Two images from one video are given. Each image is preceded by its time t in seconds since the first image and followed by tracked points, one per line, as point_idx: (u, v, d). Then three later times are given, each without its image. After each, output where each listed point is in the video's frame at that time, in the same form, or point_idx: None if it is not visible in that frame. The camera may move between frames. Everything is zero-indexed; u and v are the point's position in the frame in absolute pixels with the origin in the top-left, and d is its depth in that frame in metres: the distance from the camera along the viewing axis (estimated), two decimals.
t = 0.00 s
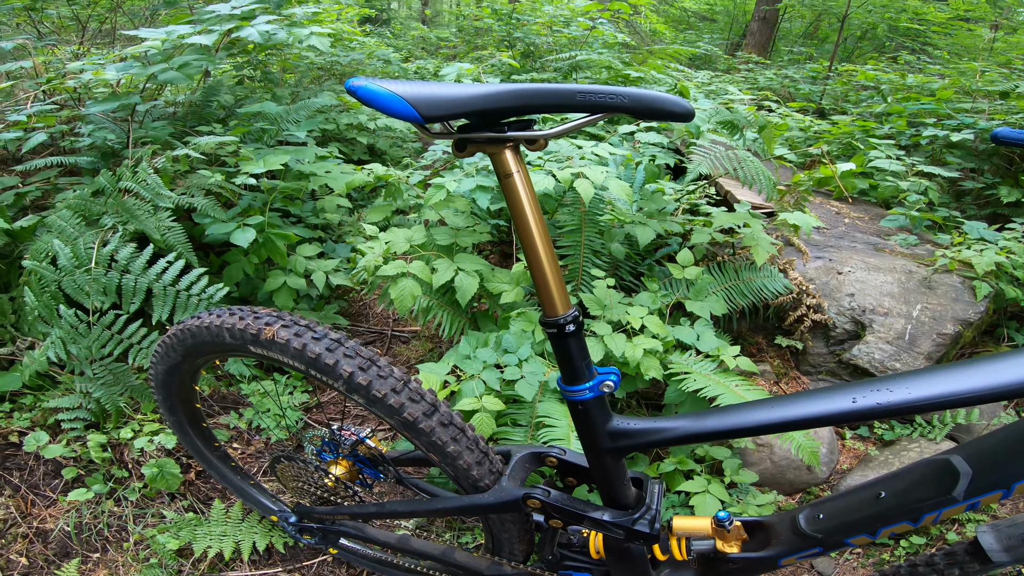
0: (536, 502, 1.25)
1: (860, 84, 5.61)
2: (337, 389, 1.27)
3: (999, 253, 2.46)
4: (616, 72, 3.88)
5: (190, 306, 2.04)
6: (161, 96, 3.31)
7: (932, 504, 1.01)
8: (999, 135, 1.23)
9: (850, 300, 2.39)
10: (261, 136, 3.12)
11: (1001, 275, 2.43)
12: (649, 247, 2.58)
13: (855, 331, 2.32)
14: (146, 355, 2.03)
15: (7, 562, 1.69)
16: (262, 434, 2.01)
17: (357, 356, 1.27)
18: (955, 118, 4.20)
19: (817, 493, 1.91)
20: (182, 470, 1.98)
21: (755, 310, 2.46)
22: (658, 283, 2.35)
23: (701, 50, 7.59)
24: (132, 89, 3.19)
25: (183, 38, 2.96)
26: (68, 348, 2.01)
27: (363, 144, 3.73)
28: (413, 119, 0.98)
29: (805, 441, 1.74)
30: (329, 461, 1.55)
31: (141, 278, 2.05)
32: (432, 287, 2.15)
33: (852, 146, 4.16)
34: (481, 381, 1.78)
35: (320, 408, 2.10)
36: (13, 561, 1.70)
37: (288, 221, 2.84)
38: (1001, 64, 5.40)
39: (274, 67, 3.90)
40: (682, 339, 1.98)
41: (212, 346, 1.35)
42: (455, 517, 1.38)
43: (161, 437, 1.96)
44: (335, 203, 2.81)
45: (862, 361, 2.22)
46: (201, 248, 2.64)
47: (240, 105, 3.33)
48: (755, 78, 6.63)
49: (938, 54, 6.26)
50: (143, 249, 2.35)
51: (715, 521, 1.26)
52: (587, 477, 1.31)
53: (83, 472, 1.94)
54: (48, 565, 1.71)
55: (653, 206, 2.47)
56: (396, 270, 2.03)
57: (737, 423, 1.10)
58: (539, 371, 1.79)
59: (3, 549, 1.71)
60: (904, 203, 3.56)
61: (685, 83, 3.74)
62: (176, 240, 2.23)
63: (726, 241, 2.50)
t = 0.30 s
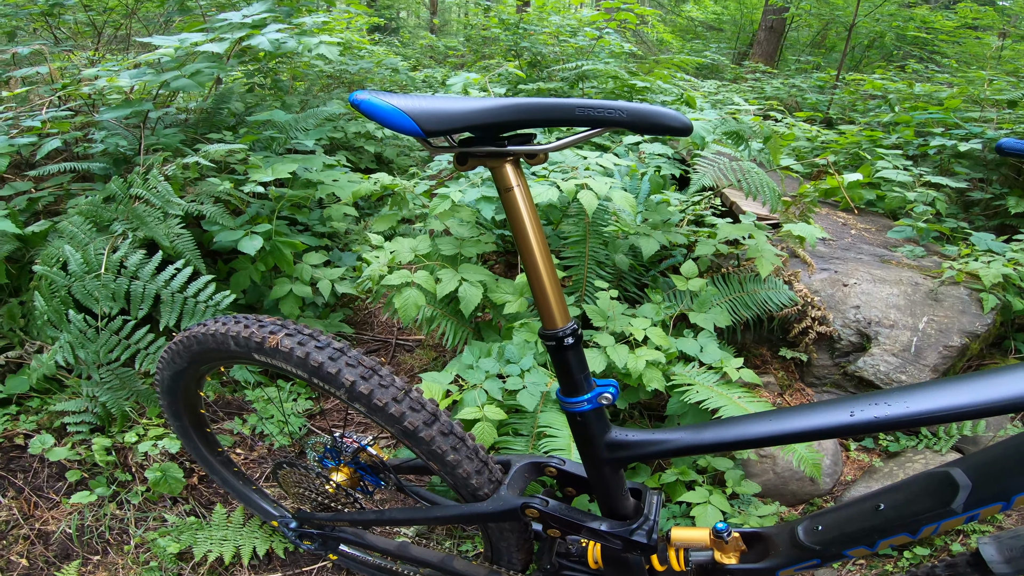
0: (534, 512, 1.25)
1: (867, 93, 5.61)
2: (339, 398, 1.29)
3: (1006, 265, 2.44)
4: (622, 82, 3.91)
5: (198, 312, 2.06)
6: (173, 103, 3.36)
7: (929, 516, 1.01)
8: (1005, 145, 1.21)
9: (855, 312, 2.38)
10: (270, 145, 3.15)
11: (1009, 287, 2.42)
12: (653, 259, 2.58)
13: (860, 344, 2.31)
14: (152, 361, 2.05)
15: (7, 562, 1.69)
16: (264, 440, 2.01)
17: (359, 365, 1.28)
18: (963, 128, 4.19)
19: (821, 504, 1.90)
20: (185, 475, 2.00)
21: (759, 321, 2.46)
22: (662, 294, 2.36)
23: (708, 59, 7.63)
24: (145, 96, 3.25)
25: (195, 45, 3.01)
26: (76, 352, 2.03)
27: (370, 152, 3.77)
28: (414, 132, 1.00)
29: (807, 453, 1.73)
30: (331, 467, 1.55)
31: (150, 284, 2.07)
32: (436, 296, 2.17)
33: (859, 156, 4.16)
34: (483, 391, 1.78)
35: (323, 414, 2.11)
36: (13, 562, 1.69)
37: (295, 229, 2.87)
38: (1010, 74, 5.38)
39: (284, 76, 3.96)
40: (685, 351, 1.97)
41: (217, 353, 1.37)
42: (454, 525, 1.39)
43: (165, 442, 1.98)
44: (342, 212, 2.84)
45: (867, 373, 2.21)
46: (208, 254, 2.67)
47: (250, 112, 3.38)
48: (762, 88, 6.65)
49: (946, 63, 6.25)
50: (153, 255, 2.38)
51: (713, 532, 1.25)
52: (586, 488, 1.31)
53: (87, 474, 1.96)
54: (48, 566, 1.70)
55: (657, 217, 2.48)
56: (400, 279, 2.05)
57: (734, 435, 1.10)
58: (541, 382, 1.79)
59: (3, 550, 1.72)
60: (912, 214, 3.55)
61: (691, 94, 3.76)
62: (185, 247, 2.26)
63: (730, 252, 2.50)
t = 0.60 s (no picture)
0: (534, 521, 1.24)
1: (874, 100, 5.60)
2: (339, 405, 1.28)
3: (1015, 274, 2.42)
4: (628, 89, 3.91)
5: (201, 317, 2.06)
6: (181, 107, 3.39)
7: (936, 526, 0.99)
8: (1012, 153, 1.20)
9: (862, 321, 2.36)
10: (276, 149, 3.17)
11: (1017, 296, 2.39)
12: (658, 267, 2.57)
13: (867, 353, 2.29)
14: (155, 364, 2.05)
15: (4, 564, 1.68)
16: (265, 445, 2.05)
17: (360, 371, 1.28)
18: (971, 135, 4.17)
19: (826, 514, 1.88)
20: (185, 478, 1.99)
21: (764, 330, 2.44)
22: (667, 302, 2.35)
23: (714, 66, 7.64)
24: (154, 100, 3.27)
25: (204, 49, 3.03)
26: (80, 355, 2.04)
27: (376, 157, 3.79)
28: (416, 138, 1.00)
29: (812, 462, 1.70)
30: (331, 473, 1.55)
31: (154, 288, 2.08)
32: (439, 303, 2.16)
33: (865, 163, 4.15)
34: (485, 399, 1.77)
35: (325, 420, 2.11)
36: (10, 563, 1.68)
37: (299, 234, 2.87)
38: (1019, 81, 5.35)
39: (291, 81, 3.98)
40: (689, 359, 1.96)
41: (218, 358, 1.36)
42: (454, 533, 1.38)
43: (166, 446, 1.99)
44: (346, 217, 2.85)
45: (873, 383, 2.19)
46: (213, 258, 2.67)
47: (257, 117, 3.40)
48: (768, 95, 6.65)
49: (954, 70, 6.23)
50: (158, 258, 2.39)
51: (716, 543, 1.22)
52: (587, 497, 1.30)
53: (87, 477, 1.95)
54: (46, 568, 1.69)
55: (662, 224, 2.47)
56: (403, 286, 2.04)
57: (738, 445, 1.09)
58: (544, 390, 1.77)
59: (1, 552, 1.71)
60: (919, 222, 3.53)
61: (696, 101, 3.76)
62: (190, 251, 2.26)
63: (735, 260, 2.49)
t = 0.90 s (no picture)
0: (536, 527, 1.24)
1: (879, 106, 5.59)
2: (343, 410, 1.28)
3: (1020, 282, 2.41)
4: (632, 95, 3.93)
5: (206, 321, 2.07)
6: (188, 111, 3.41)
7: (938, 533, 0.98)
8: (1016, 161, 1.20)
9: (866, 329, 2.36)
10: (282, 154, 3.19)
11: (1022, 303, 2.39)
12: (661, 274, 2.58)
13: (871, 361, 2.28)
14: (160, 368, 2.06)
15: (6, 565, 1.69)
16: (269, 448, 2.03)
17: (364, 378, 1.28)
18: (976, 142, 4.16)
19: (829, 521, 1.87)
20: (188, 481, 2.00)
21: (768, 338, 2.44)
22: (670, 309, 2.35)
23: (718, 72, 7.65)
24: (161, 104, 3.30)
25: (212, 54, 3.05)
26: (85, 358, 2.05)
27: (381, 162, 3.81)
28: (422, 147, 1.00)
29: (815, 469, 1.70)
30: (333, 478, 1.55)
31: (160, 292, 2.09)
32: (443, 309, 2.17)
33: (870, 170, 4.15)
34: (488, 405, 1.78)
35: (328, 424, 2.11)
36: (12, 564, 1.69)
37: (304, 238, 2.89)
38: None
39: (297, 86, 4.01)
40: (692, 366, 1.96)
41: (224, 363, 1.37)
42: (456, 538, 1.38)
43: (169, 449, 1.99)
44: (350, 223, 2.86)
45: (877, 391, 2.18)
46: (218, 262, 2.69)
47: (263, 122, 3.42)
48: (772, 101, 6.65)
49: (959, 75, 6.22)
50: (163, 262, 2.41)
51: (717, 549, 1.21)
52: (589, 503, 1.30)
53: (90, 479, 1.96)
54: (47, 569, 1.70)
55: (666, 231, 2.48)
56: (408, 292, 2.05)
57: (740, 453, 1.09)
58: (547, 397, 1.78)
59: (3, 553, 1.72)
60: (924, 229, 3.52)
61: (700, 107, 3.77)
62: (196, 255, 2.28)
63: (739, 268, 2.49)
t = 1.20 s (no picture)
0: (535, 526, 1.24)
1: (881, 109, 5.59)
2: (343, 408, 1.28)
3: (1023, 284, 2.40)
4: (634, 97, 3.94)
5: (207, 320, 2.07)
6: (191, 112, 3.42)
7: (942, 533, 0.97)
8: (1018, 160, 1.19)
9: (867, 331, 2.35)
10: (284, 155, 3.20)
11: None
12: (662, 276, 2.57)
13: (872, 363, 2.28)
14: (160, 367, 2.06)
15: (2, 564, 1.68)
16: (268, 449, 2.02)
17: (364, 375, 1.28)
18: (978, 144, 4.16)
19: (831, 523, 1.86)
20: (186, 481, 1.99)
21: (769, 340, 2.43)
22: (671, 310, 2.35)
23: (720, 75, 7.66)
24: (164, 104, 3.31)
25: (216, 55, 3.07)
26: (85, 357, 2.05)
27: (383, 164, 3.81)
28: (422, 143, 1.00)
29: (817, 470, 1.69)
30: (332, 477, 1.54)
31: (161, 291, 2.09)
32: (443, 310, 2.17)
33: (872, 173, 4.14)
34: (488, 405, 1.77)
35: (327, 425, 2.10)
36: (8, 563, 1.69)
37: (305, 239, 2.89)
38: None
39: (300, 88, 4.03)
40: (693, 367, 1.95)
41: (224, 360, 1.37)
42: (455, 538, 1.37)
43: (168, 448, 1.99)
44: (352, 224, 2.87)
45: (879, 393, 2.17)
46: (219, 262, 2.69)
47: (266, 123, 3.43)
48: (774, 104, 6.66)
49: (962, 78, 6.22)
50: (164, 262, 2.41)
51: (718, 550, 1.21)
52: (588, 502, 1.29)
53: (89, 478, 1.96)
54: (44, 569, 1.69)
55: (667, 233, 2.47)
56: (408, 292, 2.05)
57: (742, 452, 1.08)
58: (547, 398, 1.78)
59: None
60: (926, 232, 3.52)
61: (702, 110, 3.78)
62: (197, 255, 2.28)
63: (740, 269, 2.49)
